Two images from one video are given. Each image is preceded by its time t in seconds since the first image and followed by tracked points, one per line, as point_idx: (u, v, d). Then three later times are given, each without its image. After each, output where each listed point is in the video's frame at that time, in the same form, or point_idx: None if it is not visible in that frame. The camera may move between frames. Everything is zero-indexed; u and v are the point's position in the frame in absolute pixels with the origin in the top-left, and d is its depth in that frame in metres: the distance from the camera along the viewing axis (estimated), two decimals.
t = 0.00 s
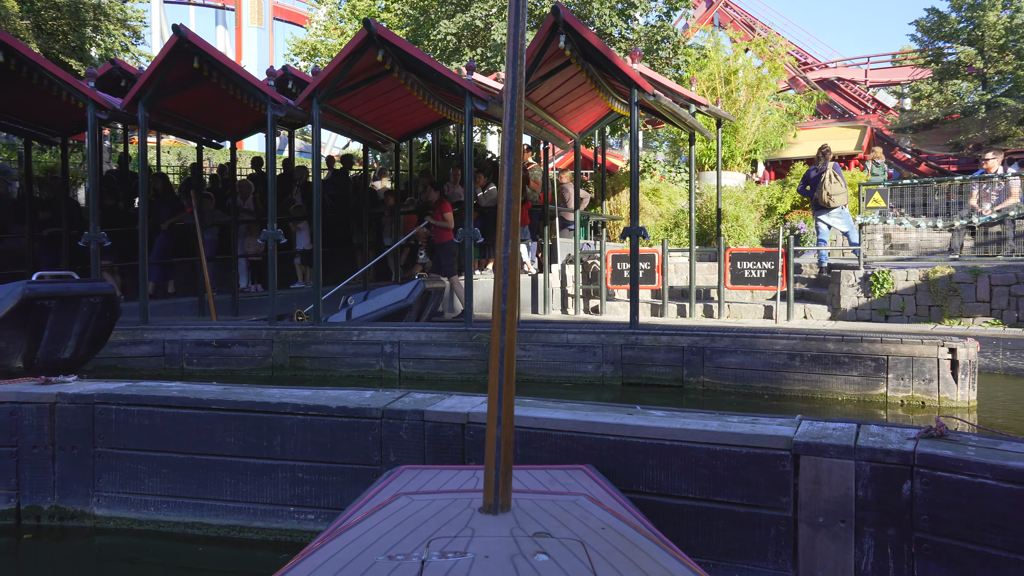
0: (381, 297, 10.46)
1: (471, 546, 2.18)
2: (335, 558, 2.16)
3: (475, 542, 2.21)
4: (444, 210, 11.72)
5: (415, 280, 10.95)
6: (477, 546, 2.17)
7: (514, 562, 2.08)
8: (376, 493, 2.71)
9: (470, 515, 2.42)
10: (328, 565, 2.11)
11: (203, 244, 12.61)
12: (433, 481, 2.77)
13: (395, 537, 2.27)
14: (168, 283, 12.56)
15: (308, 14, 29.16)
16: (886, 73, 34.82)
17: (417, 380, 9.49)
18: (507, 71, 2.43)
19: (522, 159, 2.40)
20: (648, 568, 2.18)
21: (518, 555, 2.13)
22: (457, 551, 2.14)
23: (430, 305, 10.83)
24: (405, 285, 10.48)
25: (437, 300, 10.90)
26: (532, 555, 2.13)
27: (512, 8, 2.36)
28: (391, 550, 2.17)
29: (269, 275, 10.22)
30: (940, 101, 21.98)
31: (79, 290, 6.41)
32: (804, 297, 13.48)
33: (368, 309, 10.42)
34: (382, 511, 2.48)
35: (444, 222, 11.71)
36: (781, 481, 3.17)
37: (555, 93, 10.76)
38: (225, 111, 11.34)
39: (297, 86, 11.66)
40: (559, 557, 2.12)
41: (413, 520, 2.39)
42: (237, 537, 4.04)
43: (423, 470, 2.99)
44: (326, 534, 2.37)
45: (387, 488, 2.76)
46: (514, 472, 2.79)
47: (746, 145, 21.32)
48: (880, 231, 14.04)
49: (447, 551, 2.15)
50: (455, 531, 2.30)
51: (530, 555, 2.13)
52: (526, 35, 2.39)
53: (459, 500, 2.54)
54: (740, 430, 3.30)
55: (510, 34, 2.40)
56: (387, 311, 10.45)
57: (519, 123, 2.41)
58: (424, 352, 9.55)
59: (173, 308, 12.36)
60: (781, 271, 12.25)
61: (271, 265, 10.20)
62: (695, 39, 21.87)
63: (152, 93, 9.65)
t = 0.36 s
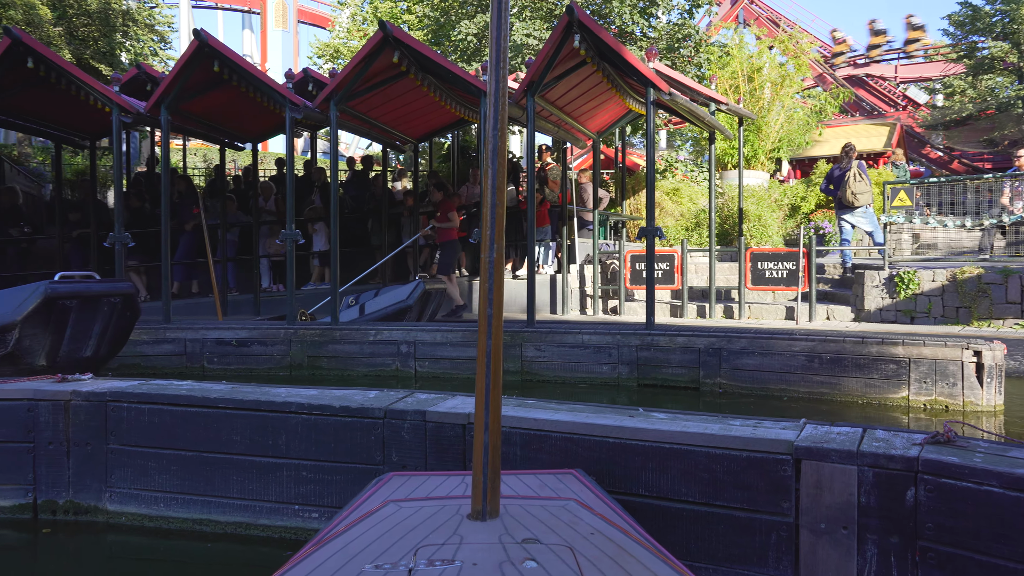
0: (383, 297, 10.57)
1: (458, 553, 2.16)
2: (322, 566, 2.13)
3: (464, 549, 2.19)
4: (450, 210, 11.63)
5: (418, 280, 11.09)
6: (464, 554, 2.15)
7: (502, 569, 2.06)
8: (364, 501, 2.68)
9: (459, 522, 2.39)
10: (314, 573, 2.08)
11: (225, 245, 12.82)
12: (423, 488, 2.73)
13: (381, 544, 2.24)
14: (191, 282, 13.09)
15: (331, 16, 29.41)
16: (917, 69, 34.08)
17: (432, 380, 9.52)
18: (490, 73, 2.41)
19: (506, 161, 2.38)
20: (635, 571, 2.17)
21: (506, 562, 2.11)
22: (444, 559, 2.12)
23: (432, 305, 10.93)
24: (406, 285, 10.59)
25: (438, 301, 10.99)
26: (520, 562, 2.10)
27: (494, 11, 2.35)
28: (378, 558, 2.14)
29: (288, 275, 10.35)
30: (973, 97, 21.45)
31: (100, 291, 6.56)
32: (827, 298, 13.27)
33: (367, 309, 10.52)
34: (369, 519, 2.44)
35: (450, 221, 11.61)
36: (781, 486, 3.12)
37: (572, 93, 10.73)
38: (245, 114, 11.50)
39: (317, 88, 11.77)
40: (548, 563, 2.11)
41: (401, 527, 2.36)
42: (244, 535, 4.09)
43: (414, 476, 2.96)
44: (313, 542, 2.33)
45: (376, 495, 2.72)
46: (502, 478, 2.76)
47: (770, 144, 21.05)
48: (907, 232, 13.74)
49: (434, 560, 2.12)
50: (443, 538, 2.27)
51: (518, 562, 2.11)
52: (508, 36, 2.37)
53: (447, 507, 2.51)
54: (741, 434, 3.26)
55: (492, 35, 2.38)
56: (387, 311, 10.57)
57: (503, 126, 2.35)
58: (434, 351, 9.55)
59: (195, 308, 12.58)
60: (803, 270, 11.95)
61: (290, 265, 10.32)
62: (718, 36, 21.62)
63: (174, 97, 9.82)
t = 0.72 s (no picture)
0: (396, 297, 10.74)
1: (470, 554, 2.17)
2: (333, 568, 2.14)
3: (475, 549, 2.20)
4: (463, 212, 11.73)
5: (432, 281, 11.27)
6: (477, 554, 2.16)
7: (514, 569, 2.08)
8: (374, 500, 2.69)
9: (468, 523, 2.39)
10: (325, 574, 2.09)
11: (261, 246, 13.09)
12: (431, 489, 2.74)
13: (393, 544, 2.25)
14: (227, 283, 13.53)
15: (365, 19, 29.77)
16: (963, 63, 33.07)
17: (459, 379, 9.58)
18: (503, 78, 2.46)
19: (519, 165, 2.42)
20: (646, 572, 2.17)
21: (519, 562, 2.12)
22: (456, 560, 2.13)
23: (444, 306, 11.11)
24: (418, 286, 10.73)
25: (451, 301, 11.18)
26: (532, 562, 2.11)
27: (507, 18, 2.39)
28: (390, 558, 2.16)
29: (320, 275, 10.52)
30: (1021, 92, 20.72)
31: (136, 291, 6.82)
32: (864, 300, 12.98)
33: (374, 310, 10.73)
34: (379, 519, 2.45)
35: (464, 223, 11.75)
36: (799, 489, 3.08)
37: (601, 93, 10.70)
38: (278, 119, 11.77)
39: (349, 91, 11.95)
40: (559, 563, 2.12)
41: (411, 528, 2.37)
42: (269, 529, 4.18)
43: (421, 478, 2.97)
44: (323, 543, 2.35)
45: (385, 495, 2.73)
46: (511, 479, 2.78)
47: (805, 142, 20.67)
48: (950, 231, 13.35)
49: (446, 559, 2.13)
50: (454, 538, 2.28)
51: (530, 563, 2.12)
52: (521, 42, 2.41)
53: (456, 508, 2.51)
54: (759, 435, 3.23)
55: (505, 41, 2.42)
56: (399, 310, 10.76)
57: (516, 129, 2.42)
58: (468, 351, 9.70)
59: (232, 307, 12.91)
60: (838, 271, 11.66)
61: (321, 265, 10.50)
62: (753, 34, 21.30)
63: (209, 102, 10.12)
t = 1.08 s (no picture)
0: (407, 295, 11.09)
1: (470, 550, 2.10)
2: (330, 562, 2.08)
3: (474, 546, 2.13)
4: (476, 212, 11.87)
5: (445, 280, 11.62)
6: (475, 551, 2.10)
7: (513, 566, 2.02)
8: (374, 496, 2.65)
9: (467, 518, 2.33)
10: (322, 569, 2.02)
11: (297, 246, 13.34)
12: (431, 487, 2.68)
13: (392, 540, 2.19)
14: (266, 282, 13.85)
15: (403, 22, 30.06)
16: (1019, 54, 31.73)
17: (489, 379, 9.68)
18: (511, 72, 2.26)
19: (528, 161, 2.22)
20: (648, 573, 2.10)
21: (518, 560, 2.06)
22: (455, 556, 2.06)
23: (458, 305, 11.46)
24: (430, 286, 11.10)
25: (464, 300, 11.58)
26: (532, 561, 2.05)
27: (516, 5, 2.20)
28: (389, 553, 2.10)
29: (352, 274, 10.61)
30: None
31: (172, 291, 7.19)
32: (907, 301, 12.59)
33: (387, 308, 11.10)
34: (378, 514, 2.40)
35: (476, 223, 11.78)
36: (811, 493, 3.01)
37: (632, 92, 10.61)
38: (313, 121, 12.00)
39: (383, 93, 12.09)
40: (559, 562, 2.06)
41: (410, 524, 2.31)
42: (289, 523, 4.27)
43: (422, 474, 2.92)
44: (323, 537, 2.29)
45: (385, 491, 2.68)
46: (512, 476, 2.73)
47: (848, 138, 20.13)
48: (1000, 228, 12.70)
49: (445, 555, 2.07)
50: (454, 534, 2.21)
51: (530, 561, 2.06)
52: (530, 31, 2.22)
53: (457, 504, 2.45)
54: (771, 437, 3.18)
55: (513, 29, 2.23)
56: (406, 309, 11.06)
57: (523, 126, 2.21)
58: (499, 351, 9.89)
59: (271, 307, 13.24)
60: (879, 271, 11.31)
61: (354, 265, 10.65)
62: (794, 28, 20.82)
63: (246, 106, 10.41)
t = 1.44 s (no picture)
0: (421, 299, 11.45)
1: (475, 545, 2.08)
2: (334, 556, 2.07)
3: (479, 541, 2.11)
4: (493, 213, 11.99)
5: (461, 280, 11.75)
6: (480, 546, 2.08)
7: (518, 562, 1.99)
8: (379, 492, 2.64)
9: (471, 514, 2.31)
10: (327, 564, 2.02)
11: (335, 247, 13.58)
12: (436, 482, 2.67)
13: (397, 535, 2.17)
14: (306, 282, 14.13)
15: (443, 25, 30.32)
16: None
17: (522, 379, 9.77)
18: (518, 65, 2.19)
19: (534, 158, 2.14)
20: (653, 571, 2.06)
21: (522, 555, 2.03)
22: (460, 550, 2.05)
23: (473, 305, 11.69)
24: (448, 286, 11.30)
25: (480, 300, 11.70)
26: (537, 556, 2.03)
27: None
28: (394, 548, 2.08)
29: (387, 274, 10.79)
30: None
31: (211, 290, 7.41)
32: (954, 302, 12.17)
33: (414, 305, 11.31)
34: (381, 509, 2.39)
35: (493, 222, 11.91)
36: (827, 496, 2.97)
37: (667, 90, 10.48)
38: (351, 123, 12.19)
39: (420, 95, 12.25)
40: (564, 558, 2.03)
41: (414, 519, 2.30)
42: (314, 516, 4.38)
43: (426, 471, 2.92)
44: (328, 533, 2.28)
45: (390, 487, 2.68)
46: (517, 472, 2.70)
47: (896, 135, 19.53)
48: None
49: (450, 550, 2.05)
50: (458, 529, 2.19)
51: (534, 556, 2.04)
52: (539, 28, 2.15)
53: (460, 500, 2.43)
54: (788, 439, 3.14)
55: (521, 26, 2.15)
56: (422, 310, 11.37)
57: (529, 122, 2.14)
58: (531, 351, 9.91)
59: (309, 305, 13.53)
60: (925, 271, 10.96)
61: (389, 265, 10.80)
62: (839, 23, 20.29)
63: (285, 109, 10.65)
